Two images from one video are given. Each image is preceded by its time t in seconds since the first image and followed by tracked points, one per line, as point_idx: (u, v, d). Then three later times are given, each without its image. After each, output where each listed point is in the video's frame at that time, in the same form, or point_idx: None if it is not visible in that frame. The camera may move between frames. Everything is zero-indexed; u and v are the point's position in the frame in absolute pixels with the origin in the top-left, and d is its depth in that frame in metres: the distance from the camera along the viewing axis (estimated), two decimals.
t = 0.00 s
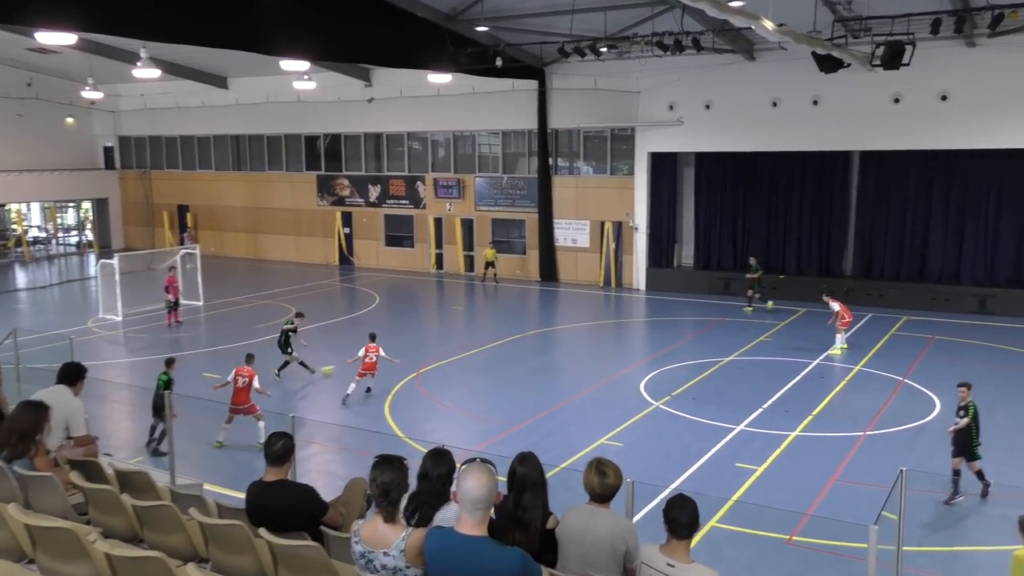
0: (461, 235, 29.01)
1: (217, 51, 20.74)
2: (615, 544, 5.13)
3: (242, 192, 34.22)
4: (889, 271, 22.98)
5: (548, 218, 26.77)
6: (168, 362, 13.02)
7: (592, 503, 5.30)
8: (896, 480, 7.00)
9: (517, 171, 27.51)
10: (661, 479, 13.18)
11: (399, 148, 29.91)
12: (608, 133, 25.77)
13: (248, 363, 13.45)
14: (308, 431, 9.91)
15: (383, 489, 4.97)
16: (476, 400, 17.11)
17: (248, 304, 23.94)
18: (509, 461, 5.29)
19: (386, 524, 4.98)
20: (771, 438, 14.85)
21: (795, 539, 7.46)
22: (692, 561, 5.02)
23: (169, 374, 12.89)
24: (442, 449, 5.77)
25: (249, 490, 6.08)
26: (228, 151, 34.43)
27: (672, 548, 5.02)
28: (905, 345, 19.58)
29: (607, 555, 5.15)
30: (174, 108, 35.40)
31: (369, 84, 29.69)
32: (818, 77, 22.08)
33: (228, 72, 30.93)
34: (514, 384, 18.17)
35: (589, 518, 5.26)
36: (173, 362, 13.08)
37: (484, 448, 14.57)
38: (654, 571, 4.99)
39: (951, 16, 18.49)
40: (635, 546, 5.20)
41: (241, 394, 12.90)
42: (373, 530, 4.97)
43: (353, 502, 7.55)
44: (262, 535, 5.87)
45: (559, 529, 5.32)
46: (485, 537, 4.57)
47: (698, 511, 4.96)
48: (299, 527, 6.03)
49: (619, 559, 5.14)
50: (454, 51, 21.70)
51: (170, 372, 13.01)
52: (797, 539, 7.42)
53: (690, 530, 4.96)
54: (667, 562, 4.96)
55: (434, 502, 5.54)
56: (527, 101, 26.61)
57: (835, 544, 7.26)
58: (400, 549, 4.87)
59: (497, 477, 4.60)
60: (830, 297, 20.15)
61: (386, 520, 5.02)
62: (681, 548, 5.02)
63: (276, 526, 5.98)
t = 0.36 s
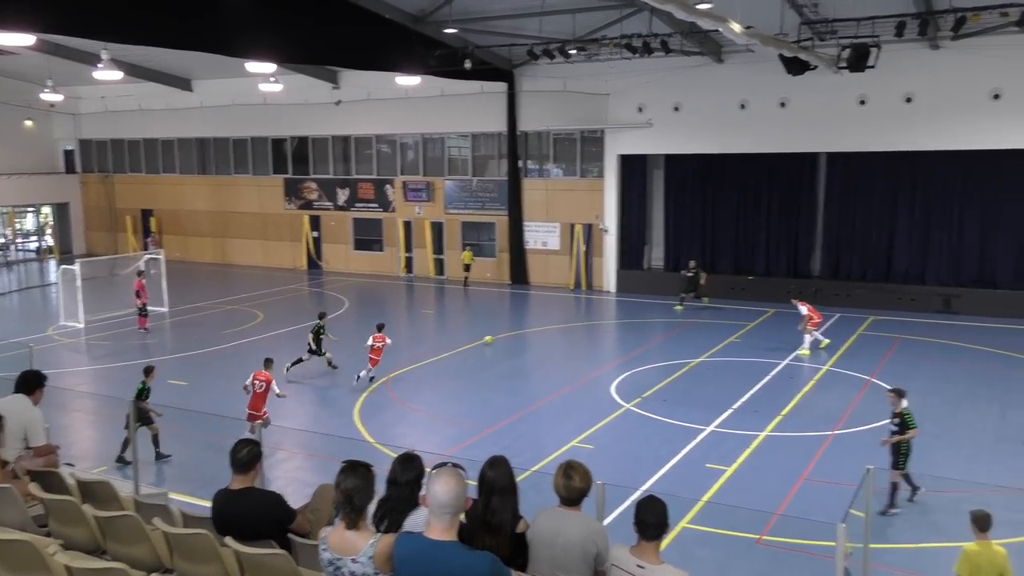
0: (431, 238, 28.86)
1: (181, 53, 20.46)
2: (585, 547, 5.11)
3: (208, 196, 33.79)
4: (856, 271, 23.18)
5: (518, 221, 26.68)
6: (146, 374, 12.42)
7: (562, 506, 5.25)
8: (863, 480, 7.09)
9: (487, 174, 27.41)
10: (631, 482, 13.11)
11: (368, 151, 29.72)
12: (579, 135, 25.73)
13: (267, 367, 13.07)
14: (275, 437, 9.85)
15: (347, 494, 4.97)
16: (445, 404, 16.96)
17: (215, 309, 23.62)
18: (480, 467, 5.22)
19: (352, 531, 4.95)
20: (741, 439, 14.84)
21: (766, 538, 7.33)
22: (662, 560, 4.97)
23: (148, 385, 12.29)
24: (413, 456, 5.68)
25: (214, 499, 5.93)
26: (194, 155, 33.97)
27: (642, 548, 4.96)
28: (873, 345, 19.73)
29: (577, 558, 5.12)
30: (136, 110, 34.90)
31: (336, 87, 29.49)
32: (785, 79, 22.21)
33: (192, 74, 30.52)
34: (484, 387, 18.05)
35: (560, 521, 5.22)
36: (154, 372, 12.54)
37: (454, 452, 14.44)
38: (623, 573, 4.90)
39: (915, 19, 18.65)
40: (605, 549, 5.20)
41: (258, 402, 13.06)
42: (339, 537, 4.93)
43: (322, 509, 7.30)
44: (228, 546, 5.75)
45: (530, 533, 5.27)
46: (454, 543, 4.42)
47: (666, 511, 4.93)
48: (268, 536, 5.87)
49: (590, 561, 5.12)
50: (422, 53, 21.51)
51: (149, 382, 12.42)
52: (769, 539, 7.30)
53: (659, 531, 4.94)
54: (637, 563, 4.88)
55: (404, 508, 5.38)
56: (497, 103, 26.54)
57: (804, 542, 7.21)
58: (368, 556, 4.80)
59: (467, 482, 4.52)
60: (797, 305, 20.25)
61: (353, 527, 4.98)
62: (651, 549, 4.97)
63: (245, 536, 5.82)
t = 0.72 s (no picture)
0: (314, 243, 28.39)
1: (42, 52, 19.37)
2: (472, 551, 4.95)
3: (74, 203, 32.11)
4: (731, 270, 24.29)
5: (402, 225, 26.56)
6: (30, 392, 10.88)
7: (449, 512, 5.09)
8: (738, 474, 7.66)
9: (369, 178, 27.15)
10: (517, 483, 13.17)
11: (245, 155, 28.92)
12: (461, 140, 25.80)
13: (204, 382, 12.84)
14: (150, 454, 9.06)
15: (222, 510, 4.67)
16: (332, 413, 16.61)
17: (84, 323, 22.42)
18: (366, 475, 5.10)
19: (230, 547, 4.75)
20: (624, 436, 15.16)
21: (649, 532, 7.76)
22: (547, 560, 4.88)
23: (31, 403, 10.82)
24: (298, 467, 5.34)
25: (79, 521, 5.41)
26: (57, 161, 32.15)
27: (528, 548, 4.85)
28: (747, 340, 20.55)
29: (463, 563, 4.94)
30: None
31: (211, 89, 28.59)
32: (661, 85, 22.89)
33: (53, 75, 28.93)
34: (372, 394, 17.81)
35: (447, 527, 5.04)
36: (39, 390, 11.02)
37: (340, 461, 14.15)
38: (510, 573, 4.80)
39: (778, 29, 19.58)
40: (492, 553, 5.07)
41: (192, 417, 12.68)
42: (217, 556, 4.71)
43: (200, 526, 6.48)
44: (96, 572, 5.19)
45: (417, 540, 5.08)
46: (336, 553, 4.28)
47: (551, 510, 4.86)
48: (142, 558, 5.37)
49: (477, 567, 4.96)
50: (300, 55, 21.04)
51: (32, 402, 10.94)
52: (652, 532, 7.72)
53: (544, 531, 4.84)
54: (523, 564, 4.78)
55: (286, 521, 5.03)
56: (378, 107, 26.32)
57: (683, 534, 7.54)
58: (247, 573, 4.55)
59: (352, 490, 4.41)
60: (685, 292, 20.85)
61: (230, 544, 4.77)
62: (537, 549, 4.87)
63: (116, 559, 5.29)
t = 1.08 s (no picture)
0: (263, 247, 28.10)
1: None
2: (425, 560, 4.80)
3: (14, 208, 31.29)
4: (682, 272, 24.52)
5: (353, 228, 26.41)
6: None
7: (401, 518, 4.96)
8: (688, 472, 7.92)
9: (320, 181, 26.96)
10: (473, 486, 13.09)
11: (192, 158, 28.50)
12: (412, 142, 25.76)
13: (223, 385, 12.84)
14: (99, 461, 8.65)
15: (164, 521, 4.50)
16: (285, 419, 16.35)
17: (25, 330, 21.80)
18: (318, 481, 4.97)
19: (172, 558, 4.54)
20: (578, 436, 15.21)
21: (608, 531, 7.95)
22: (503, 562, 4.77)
23: None
24: (249, 474, 5.15)
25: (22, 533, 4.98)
26: None
27: (483, 551, 4.74)
28: (698, 340, 20.82)
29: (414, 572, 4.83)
30: None
31: (155, 90, 28.11)
32: (611, 87, 23.15)
33: None
34: (326, 399, 17.56)
35: (398, 533, 4.93)
36: None
37: (294, 467, 13.96)
38: None
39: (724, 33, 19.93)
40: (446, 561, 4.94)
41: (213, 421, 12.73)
42: (159, 566, 4.50)
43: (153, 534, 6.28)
44: None
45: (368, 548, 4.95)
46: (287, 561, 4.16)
47: (506, 511, 4.72)
48: (86, 569, 4.94)
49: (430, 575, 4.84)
50: (247, 57, 20.78)
51: None
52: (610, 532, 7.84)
53: (498, 533, 4.72)
54: (479, 566, 4.67)
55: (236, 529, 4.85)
56: (327, 109, 26.15)
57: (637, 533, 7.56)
58: None
59: (302, 496, 4.27)
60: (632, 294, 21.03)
61: (173, 555, 4.57)
62: (492, 551, 4.76)
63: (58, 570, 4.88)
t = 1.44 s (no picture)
0: (199, 250, 27.56)
1: None
2: (367, 563, 4.80)
3: None
4: (622, 271, 24.90)
5: (291, 230, 26.08)
6: None
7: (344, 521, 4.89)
8: (630, 467, 7.63)
9: (257, 182, 26.56)
10: (416, 488, 12.92)
11: (123, 159, 27.80)
12: (351, 143, 25.55)
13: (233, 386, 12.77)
14: (24, 473, 8.22)
15: (93, 533, 4.11)
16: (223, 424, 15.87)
17: None
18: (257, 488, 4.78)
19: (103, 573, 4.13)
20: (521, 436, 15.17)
21: (550, 529, 8.25)
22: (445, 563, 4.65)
23: None
24: (184, 483, 4.87)
25: None
26: None
27: (426, 553, 4.61)
28: (639, 338, 21.05)
29: None
30: None
31: (84, 90, 27.34)
32: (550, 88, 23.31)
33: None
34: (265, 404, 17.15)
35: (341, 536, 4.86)
36: None
37: (234, 473, 13.46)
38: None
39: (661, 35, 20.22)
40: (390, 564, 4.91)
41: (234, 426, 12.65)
42: None
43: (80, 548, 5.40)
44: None
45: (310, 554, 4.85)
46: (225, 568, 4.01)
47: (448, 513, 4.61)
48: None
49: None
50: (179, 56, 20.31)
51: None
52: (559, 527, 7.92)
53: (441, 534, 4.59)
54: (421, 569, 4.55)
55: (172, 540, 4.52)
56: (263, 110, 25.78)
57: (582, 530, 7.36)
58: None
59: (238, 503, 4.16)
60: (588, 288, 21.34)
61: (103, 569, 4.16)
62: (434, 553, 4.63)
63: None
